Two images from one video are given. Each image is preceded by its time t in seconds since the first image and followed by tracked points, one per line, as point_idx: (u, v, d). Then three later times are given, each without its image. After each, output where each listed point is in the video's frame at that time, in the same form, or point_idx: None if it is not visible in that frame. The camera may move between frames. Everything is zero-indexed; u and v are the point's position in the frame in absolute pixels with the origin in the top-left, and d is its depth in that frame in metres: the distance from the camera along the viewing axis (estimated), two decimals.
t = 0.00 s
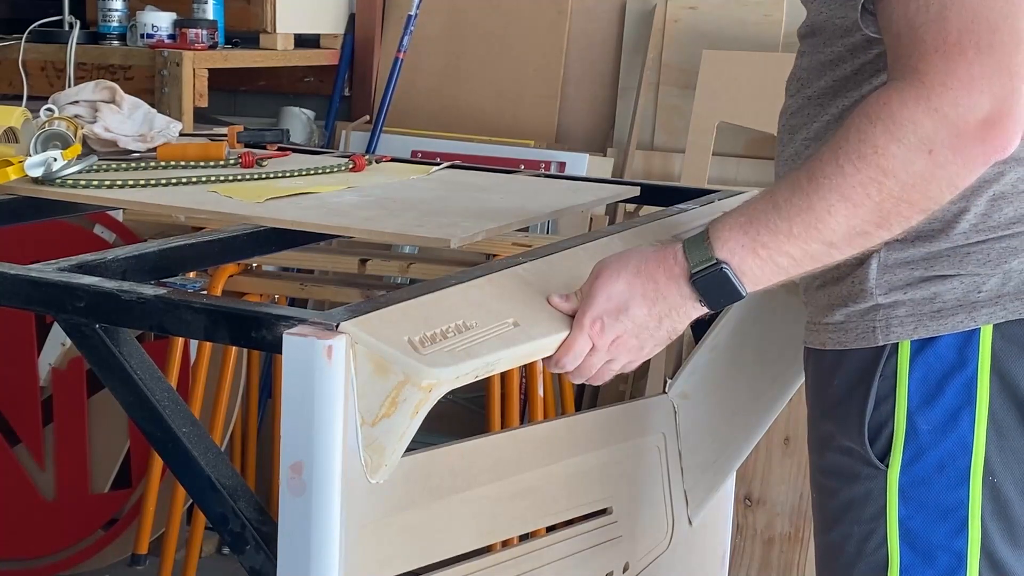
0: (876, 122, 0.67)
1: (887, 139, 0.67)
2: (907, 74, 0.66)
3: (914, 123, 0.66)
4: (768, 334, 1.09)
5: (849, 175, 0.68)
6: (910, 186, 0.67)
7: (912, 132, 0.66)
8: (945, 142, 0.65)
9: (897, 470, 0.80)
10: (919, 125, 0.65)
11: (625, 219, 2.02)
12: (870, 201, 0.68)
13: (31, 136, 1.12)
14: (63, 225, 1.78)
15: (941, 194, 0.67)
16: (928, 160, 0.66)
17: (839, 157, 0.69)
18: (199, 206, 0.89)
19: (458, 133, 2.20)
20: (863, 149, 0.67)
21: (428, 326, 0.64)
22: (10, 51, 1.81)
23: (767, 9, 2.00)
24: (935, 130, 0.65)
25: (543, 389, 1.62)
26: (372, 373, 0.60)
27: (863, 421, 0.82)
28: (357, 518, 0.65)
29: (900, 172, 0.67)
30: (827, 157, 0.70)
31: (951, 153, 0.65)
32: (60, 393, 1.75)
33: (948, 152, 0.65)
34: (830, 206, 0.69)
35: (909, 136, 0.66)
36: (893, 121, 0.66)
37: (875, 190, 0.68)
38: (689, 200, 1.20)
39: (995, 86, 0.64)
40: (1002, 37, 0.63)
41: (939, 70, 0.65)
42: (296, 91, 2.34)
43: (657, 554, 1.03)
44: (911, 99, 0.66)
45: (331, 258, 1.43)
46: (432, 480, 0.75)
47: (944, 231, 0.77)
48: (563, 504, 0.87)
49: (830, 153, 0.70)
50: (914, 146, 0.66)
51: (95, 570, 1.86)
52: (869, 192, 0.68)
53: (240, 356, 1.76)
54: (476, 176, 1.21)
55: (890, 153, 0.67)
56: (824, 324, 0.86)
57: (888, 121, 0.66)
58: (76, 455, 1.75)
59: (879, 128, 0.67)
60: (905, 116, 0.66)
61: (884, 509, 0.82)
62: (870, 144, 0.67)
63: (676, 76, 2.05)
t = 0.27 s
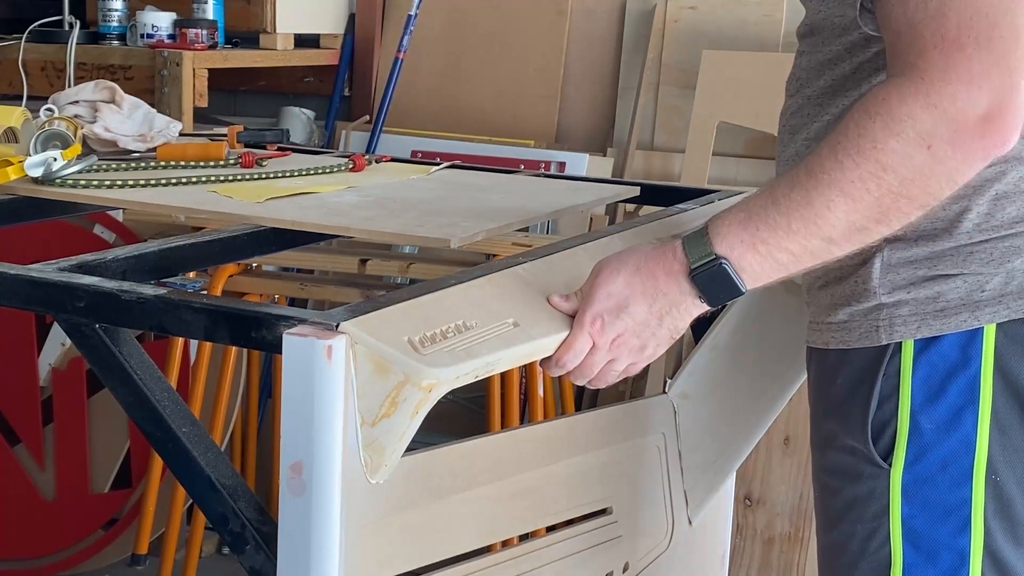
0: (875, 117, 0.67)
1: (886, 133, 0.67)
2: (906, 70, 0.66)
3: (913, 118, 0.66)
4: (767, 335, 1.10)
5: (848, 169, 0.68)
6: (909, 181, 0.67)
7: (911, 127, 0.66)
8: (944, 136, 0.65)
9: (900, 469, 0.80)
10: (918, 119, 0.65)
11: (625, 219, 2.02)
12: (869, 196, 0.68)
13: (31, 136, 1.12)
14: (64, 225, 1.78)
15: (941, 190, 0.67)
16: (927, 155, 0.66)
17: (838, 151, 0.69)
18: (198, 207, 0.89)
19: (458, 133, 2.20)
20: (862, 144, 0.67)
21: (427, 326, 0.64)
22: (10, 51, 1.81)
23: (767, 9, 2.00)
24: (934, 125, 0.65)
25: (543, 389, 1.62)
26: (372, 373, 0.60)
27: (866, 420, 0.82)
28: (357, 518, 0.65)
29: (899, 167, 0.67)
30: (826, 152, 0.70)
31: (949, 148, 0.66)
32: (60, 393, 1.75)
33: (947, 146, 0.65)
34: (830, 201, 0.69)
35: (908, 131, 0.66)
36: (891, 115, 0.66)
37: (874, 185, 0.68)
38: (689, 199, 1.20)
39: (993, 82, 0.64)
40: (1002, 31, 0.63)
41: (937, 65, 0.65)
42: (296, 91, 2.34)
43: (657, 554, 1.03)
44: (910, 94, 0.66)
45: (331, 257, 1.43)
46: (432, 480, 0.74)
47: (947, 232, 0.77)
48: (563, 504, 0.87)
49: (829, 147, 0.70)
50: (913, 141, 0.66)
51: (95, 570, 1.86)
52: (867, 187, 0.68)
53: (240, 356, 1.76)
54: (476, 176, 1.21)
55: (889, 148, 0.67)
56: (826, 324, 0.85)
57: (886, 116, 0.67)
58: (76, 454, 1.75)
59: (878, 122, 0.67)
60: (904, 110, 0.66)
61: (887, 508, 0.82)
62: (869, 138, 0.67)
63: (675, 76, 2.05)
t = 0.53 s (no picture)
0: (874, 113, 0.67)
1: (885, 130, 0.67)
2: (905, 67, 0.66)
3: (912, 115, 0.66)
4: (768, 335, 1.09)
5: (847, 166, 0.68)
6: (908, 177, 0.67)
7: (910, 123, 0.66)
8: (944, 133, 0.65)
9: (904, 468, 0.80)
10: (917, 116, 0.65)
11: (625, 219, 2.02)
12: (868, 193, 0.68)
13: (31, 136, 1.12)
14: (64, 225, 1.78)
15: (940, 186, 0.67)
16: (927, 151, 0.66)
17: (837, 148, 0.69)
18: (199, 207, 0.89)
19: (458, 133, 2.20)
20: (862, 140, 0.67)
21: (427, 326, 0.64)
22: (10, 51, 1.81)
23: (767, 9, 2.00)
24: (933, 122, 0.65)
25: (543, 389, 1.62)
26: (372, 373, 0.60)
27: (870, 419, 0.82)
28: (357, 517, 0.65)
29: (898, 164, 0.67)
30: (826, 148, 0.70)
31: (949, 145, 0.65)
32: (60, 393, 1.75)
33: (946, 143, 0.65)
34: (829, 197, 0.69)
35: (907, 127, 0.66)
36: (890, 112, 0.66)
37: (873, 182, 0.68)
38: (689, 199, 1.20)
39: (993, 78, 0.64)
40: (1002, 28, 0.63)
41: (937, 61, 0.65)
42: (296, 91, 2.34)
43: (658, 554, 1.03)
44: (909, 91, 0.66)
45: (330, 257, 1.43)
46: (432, 480, 0.74)
47: (951, 231, 0.77)
48: (563, 504, 0.87)
49: (829, 144, 0.70)
50: (912, 138, 0.66)
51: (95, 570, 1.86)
52: (867, 184, 0.68)
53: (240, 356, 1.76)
54: (476, 176, 1.21)
55: (888, 144, 0.67)
56: (830, 323, 0.85)
57: (886, 112, 0.67)
58: (76, 454, 1.75)
59: (878, 119, 0.67)
60: (904, 107, 0.66)
61: (891, 508, 0.82)
62: (868, 135, 0.67)
63: (675, 76, 2.05)
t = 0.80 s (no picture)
0: (873, 114, 0.67)
1: (884, 131, 0.67)
2: (904, 67, 0.66)
3: (911, 116, 0.66)
4: (769, 334, 1.09)
5: (845, 166, 0.68)
6: (907, 178, 0.67)
7: (909, 124, 0.66)
8: (943, 134, 0.65)
9: (916, 469, 0.80)
10: (916, 117, 0.65)
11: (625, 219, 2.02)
12: (866, 194, 0.68)
13: (31, 136, 1.12)
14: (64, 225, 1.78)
15: (939, 187, 0.67)
16: (926, 152, 0.66)
17: (835, 148, 0.69)
18: (199, 207, 0.89)
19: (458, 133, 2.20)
20: (860, 141, 0.67)
21: (427, 326, 0.64)
22: (10, 51, 1.81)
23: (767, 9, 2.00)
24: (932, 123, 0.65)
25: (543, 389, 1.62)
26: (371, 373, 0.60)
27: (883, 419, 0.82)
28: (357, 517, 0.64)
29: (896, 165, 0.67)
30: (824, 148, 0.69)
31: (948, 146, 0.65)
32: (60, 393, 1.75)
33: (945, 144, 0.65)
34: (827, 198, 0.69)
35: (906, 128, 0.66)
36: (889, 112, 0.66)
37: (871, 182, 0.68)
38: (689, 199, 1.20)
39: (993, 79, 0.64)
40: (1003, 26, 0.63)
41: (937, 62, 0.65)
42: (296, 91, 2.34)
43: (657, 554, 1.03)
44: (908, 92, 0.66)
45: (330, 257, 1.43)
46: (432, 481, 0.74)
47: (969, 230, 0.77)
48: (563, 504, 0.87)
49: (827, 144, 0.70)
50: (911, 139, 0.66)
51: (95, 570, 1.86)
52: (865, 184, 0.68)
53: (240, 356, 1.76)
54: (476, 176, 1.21)
55: (887, 145, 0.67)
56: (844, 323, 0.85)
57: (885, 113, 0.66)
58: (76, 454, 1.75)
59: (877, 120, 0.67)
60: (903, 107, 0.66)
61: (902, 508, 0.82)
62: (867, 135, 0.67)
63: (675, 76, 2.05)
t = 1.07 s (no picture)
0: (856, 140, 0.66)
1: (865, 158, 0.65)
2: (889, 92, 0.65)
3: (892, 144, 0.64)
4: (767, 334, 1.05)
5: (827, 192, 0.68)
6: (889, 206, 0.66)
7: (891, 152, 0.64)
8: (925, 163, 0.64)
9: (974, 497, 0.79)
10: (898, 146, 0.64)
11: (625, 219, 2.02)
12: (848, 220, 0.68)
13: (31, 136, 1.12)
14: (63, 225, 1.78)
15: (925, 215, 0.66)
16: (907, 182, 0.65)
17: (819, 172, 0.68)
18: (199, 207, 0.89)
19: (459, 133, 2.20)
20: (842, 167, 0.67)
21: (428, 326, 0.64)
22: (10, 51, 1.81)
23: (767, 9, 1.99)
24: (915, 151, 0.64)
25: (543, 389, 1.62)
26: (372, 372, 0.60)
27: (939, 445, 0.81)
28: (358, 519, 0.64)
29: (878, 192, 0.66)
30: (810, 170, 0.69)
31: (930, 175, 0.64)
32: (60, 393, 1.75)
33: (927, 174, 0.64)
34: (809, 222, 0.69)
35: (887, 157, 0.65)
36: (872, 139, 0.65)
37: (853, 209, 0.67)
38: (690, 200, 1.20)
39: (979, 107, 0.61)
40: (993, 48, 0.60)
41: (919, 88, 0.63)
42: (296, 91, 2.34)
43: (658, 553, 1.04)
44: (889, 119, 0.64)
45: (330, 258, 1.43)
46: (432, 480, 0.74)
47: None
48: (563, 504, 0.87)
49: (813, 166, 0.69)
50: (893, 167, 0.65)
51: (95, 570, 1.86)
52: (847, 211, 0.67)
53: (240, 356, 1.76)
54: (476, 176, 1.21)
55: (868, 173, 0.66)
56: (900, 342, 0.84)
57: (867, 140, 0.65)
58: (76, 455, 1.75)
59: (859, 147, 0.66)
60: (885, 136, 0.64)
61: (960, 537, 0.81)
62: (849, 162, 0.66)
63: (675, 76, 2.05)
